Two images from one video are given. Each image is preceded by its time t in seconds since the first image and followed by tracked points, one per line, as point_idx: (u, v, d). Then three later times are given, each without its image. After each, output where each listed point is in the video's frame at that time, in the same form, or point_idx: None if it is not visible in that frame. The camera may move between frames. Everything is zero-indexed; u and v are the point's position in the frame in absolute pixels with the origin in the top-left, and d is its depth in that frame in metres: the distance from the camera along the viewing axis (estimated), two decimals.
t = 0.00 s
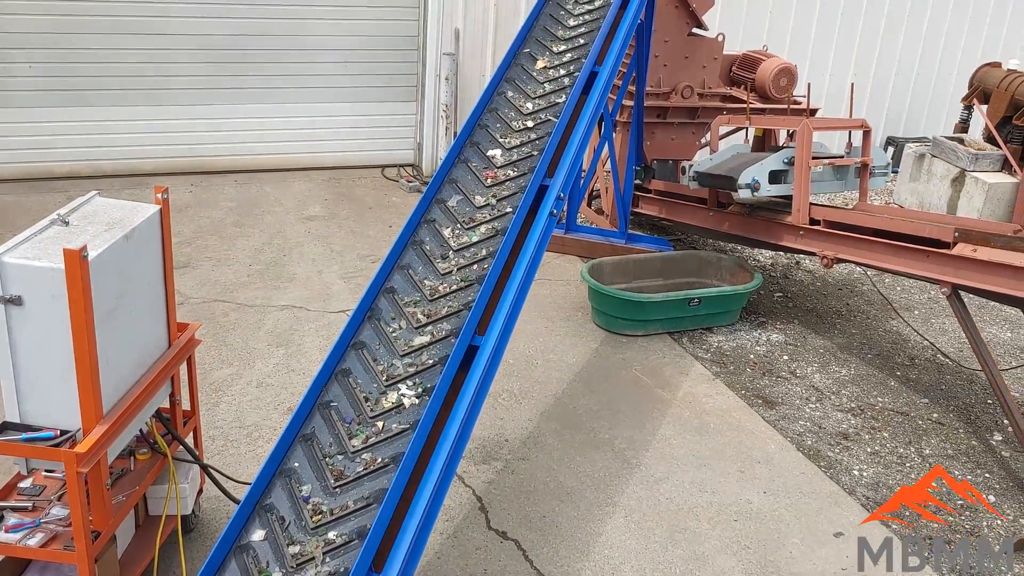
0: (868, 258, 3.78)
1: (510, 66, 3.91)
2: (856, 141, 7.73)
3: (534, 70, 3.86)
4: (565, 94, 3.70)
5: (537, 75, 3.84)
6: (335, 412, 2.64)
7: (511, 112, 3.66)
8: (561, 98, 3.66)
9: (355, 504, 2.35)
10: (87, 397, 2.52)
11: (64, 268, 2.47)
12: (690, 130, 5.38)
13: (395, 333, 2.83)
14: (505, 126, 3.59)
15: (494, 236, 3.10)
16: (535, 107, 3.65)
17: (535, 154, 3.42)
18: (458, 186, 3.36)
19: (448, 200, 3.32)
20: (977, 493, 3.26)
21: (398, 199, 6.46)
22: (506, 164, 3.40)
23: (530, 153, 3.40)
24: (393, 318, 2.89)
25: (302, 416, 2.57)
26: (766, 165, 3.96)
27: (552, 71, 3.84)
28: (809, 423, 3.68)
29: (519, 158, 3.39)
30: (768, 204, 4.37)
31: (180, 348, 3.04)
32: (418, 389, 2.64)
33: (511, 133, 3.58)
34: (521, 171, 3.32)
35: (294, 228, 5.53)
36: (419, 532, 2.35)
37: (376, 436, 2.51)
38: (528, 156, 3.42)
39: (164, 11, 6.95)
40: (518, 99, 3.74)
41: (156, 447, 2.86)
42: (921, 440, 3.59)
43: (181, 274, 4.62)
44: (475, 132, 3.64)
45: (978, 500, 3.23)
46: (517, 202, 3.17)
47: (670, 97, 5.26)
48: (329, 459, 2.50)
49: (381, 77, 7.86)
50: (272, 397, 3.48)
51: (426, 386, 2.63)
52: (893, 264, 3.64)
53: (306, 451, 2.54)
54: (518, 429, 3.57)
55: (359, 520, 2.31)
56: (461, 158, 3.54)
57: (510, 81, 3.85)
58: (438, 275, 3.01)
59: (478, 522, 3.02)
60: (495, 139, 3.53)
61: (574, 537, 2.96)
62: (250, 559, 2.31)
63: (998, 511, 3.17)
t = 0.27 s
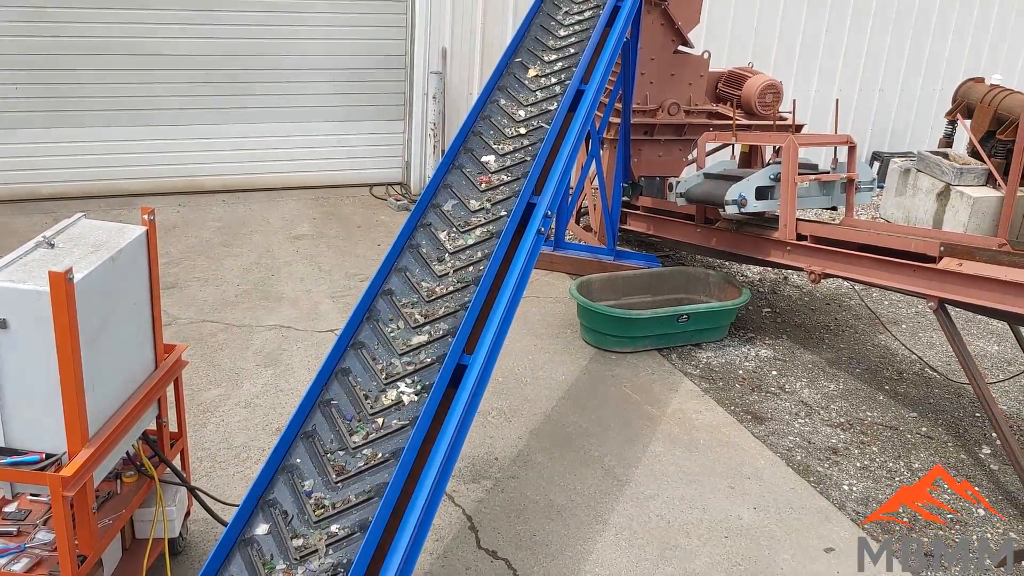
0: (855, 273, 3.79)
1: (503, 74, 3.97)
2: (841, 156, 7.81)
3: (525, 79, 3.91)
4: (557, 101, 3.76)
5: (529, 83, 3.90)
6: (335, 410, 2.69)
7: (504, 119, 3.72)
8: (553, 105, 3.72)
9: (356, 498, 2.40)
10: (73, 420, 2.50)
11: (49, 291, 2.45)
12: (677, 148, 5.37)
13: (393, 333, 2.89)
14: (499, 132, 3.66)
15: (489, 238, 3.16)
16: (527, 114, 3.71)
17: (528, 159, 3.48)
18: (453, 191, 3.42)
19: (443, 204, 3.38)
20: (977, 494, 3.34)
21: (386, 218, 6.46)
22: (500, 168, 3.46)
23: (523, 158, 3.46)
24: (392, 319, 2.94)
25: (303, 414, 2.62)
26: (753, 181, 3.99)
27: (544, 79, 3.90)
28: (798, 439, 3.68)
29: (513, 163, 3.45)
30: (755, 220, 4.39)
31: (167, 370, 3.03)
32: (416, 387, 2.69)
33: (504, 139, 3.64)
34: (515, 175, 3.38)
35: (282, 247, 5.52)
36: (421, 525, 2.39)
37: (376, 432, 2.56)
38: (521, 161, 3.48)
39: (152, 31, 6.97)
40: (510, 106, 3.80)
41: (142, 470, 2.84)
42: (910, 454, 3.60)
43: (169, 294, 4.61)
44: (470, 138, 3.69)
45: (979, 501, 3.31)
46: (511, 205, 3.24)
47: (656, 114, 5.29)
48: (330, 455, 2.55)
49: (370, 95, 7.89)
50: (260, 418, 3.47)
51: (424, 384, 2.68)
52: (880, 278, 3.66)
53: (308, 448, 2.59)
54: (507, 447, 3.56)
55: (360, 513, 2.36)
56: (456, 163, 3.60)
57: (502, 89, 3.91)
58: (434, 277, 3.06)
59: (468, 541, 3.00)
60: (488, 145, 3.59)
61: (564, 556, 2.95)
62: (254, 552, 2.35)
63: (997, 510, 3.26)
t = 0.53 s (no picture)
0: (844, 291, 3.81)
1: (495, 87, 4.04)
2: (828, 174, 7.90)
3: (517, 92, 3.98)
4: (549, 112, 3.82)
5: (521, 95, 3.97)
6: (335, 412, 2.73)
7: (496, 130, 3.79)
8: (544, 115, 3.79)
9: (358, 496, 2.43)
10: (59, 448, 2.48)
11: (34, 316, 2.43)
12: (664, 168, 5.46)
13: (392, 337, 2.94)
14: (492, 143, 3.73)
15: (484, 245, 3.22)
16: (519, 125, 3.78)
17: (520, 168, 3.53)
18: (447, 201, 3.49)
19: (439, 213, 3.44)
20: (978, 494, 3.45)
21: (375, 240, 6.47)
22: (493, 178, 3.53)
23: (516, 167, 3.53)
24: (390, 323, 2.99)
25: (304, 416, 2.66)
26: (739, 201, 4.02)
27: (536, 90, 3.96)
28: (789, 457, 3.68)
29: (506, 172, 3.52)
30: (742, 238, 4.43)
31: (155, 395, 3.02)
32: (415, 388, 2.73)
33: (498, 149, 3.71)
34: (508, 184, 3.45)
35: (271, 271, 5.52)
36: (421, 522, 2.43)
37: (376, 433, 2.60)
38: (514, 170, 3.54)
39: (140, 56, 7.01)
40: (503, 117, 3.86)
41: (129, 496, 2.82)
42: (901, 472, 3.60)
43: (157, 319, 4.60)
44: (464, 149, 3.76)
45: (979, 501, 3.42)
46: (505, 213, 3.30)
47: (642, 135, 5.32)
48: (331, 455, 2.59)
49: (359, 116, 7.93)
50: (249, 442, 3.45)
51: (423, 386, 2.72)
52: (867, 296, 3.68)
53: (309, 449, 2.64)
54: (497, 469, 3.54)
55: (362, 511, 2.40)
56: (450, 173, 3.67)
57: (495, 101, 3.98)
58: (430, 282, 3.12)
59: (458, 565, 2.97)
60: (482, 156, 3.66)
61: None
62: (258, 550, 2.39)
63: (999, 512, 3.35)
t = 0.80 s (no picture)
0: (830, 305, 3.83)
1: (486, 97, 4.11)
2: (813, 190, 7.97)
3: (507, 101, 4.05)
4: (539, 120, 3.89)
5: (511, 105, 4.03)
6: (334, 411, 2.80)
7: (487, 139, 3.86)
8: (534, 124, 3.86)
9: (358, 492, 2.49)
10: (44, 473, 2.46)
11: (17, 340, 2.40)
12: (650, 184, 5.51)
13: (388, 338, 3.01)
14: (484, 151, 3.80)
15: (477, 250, 3.29)
16: (510, 133, 3.85)
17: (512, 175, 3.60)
18: (441, 208, 3.56)
19: (432, 219, 3.52)
20: (978, 495, 3.53)
21: (363, 259, 6.47)
22: (485, 184, 3.60)
23: (508, 175, 3.60)
24: (386, 325, 3.07)
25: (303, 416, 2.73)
26: (725, 217, 4.04)
27: (526, 99, 4.03)
28: (778, 473, 3.68)
29: (498, 179, 3.59)
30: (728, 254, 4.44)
31: (140, 418, 3.00)
32: (412, 388, 2.80)
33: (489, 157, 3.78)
34: (500, 191, 3.53)
35: (258, 291, 5.51)
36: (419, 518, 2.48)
37: (374, 431, 2.67)
38: (505, 177, 3.61)
39: (127, 78, 7.02)
40: (494, 126, 3.93)
41: (115, 521, 2.79)
42: (889, 486, 3.60)
43: (143, 341, 4.57)
44: (456, 157, 3.83)
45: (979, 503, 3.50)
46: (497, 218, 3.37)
47: (629, 152, 5.37)
48: (330, 452, 2.66)
49: (347, 136, 7.96)
50: (237, 464, 3.44)
51: (419, 385, 2.79)
52: (854, 311, 3.69)
53: (309, 447, 2.70)
54: (486, 488, 3.53)
55: (361, 506, 2.46)
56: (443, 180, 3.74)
57: (486, 110, 4.05)
58: (425, 286, 3.20)
59: None
60: (474, 164, 3.73)
61: None
62: (261, 545, 2.45)
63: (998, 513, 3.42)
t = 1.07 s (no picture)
0: (817, 316, 3.85)
1: (476, 103, 4.13)
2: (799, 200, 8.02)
3: (497, 106, 4.07)
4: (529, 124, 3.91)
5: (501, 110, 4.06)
6: (332, 407, 2.82)
7: (478, 143, 3.88)
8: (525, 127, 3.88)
9: (357, 484, 2.51)
10: (28, 494, 2.42)
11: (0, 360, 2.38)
12: (636, 198, 5.55)
13: (384, 336, 3.02)
14: (475, 155, 3.82)
15: (471, 249, 3.31)
16: (501, 137, 3.87)
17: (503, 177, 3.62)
18: (434, 210, 3.58)
19: (426, 220, 3.54)
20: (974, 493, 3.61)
21: (350, 275, 6.46)
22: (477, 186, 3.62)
23: (499, 177, 3.62)
24: (382, 324, 3.08)
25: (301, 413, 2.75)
26: (712, 228, 4.07)
27: (516, 104, 4.05)
28: (768, 484, 3.69)
29: (489, 181, 3.61)
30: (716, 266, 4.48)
31: (127, 437, 2.98)
32: (409, 383, 2.81)
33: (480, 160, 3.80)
34: (492, 193, 3.54)
35: (245, 307, 5.50)
36: (416, 518, 2.48)
37: (372, 425, 2.68)
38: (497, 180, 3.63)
39: (113, 95, 7.02)
40: (484, 131, 3.95)
41: (102, 540, 2.75)
42: (878, 495, 3.61)
43: (129, 359, 4.55)
44: (447, 161, 3.85)
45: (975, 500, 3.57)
46: (490, 218, 3.39)
47: (614, 165, 5.40)
48: (330, 447, 2.67)
49: (335, 150, 7.97)
50: (224, 482, 3.43)
51: (416, 379, 2.80)
52: (840, 321, 3.71)
53: (309, 443, 2.72)
54: (476, 503, 3.52)
55: (361, 498, 2.47)
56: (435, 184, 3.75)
57: (476, 115, 4.07)
58: (420, 285, 3.21)
59: None
60: (465, 167, 3.75)
61: None
62: (264, 538, 2.47)
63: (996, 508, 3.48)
